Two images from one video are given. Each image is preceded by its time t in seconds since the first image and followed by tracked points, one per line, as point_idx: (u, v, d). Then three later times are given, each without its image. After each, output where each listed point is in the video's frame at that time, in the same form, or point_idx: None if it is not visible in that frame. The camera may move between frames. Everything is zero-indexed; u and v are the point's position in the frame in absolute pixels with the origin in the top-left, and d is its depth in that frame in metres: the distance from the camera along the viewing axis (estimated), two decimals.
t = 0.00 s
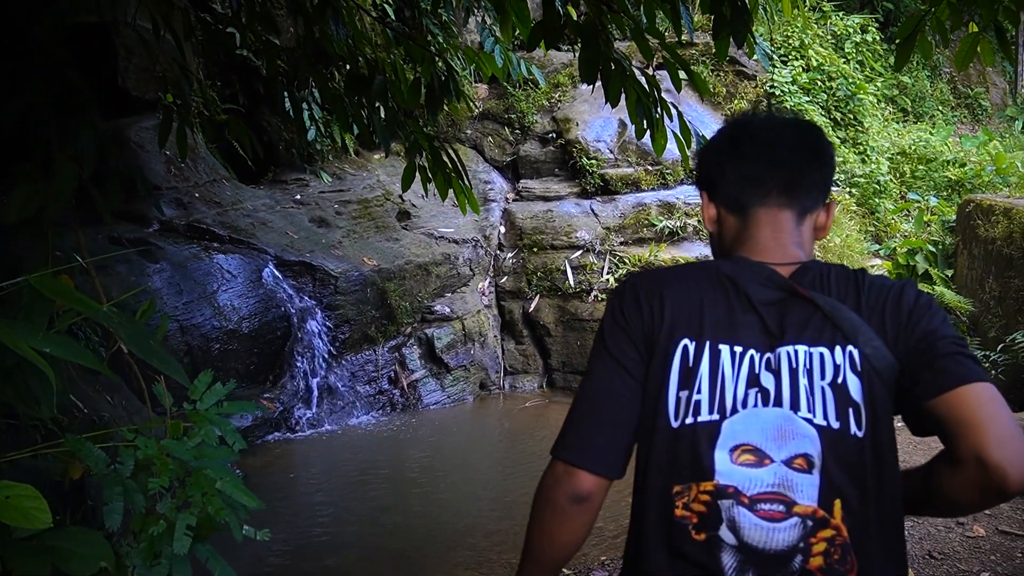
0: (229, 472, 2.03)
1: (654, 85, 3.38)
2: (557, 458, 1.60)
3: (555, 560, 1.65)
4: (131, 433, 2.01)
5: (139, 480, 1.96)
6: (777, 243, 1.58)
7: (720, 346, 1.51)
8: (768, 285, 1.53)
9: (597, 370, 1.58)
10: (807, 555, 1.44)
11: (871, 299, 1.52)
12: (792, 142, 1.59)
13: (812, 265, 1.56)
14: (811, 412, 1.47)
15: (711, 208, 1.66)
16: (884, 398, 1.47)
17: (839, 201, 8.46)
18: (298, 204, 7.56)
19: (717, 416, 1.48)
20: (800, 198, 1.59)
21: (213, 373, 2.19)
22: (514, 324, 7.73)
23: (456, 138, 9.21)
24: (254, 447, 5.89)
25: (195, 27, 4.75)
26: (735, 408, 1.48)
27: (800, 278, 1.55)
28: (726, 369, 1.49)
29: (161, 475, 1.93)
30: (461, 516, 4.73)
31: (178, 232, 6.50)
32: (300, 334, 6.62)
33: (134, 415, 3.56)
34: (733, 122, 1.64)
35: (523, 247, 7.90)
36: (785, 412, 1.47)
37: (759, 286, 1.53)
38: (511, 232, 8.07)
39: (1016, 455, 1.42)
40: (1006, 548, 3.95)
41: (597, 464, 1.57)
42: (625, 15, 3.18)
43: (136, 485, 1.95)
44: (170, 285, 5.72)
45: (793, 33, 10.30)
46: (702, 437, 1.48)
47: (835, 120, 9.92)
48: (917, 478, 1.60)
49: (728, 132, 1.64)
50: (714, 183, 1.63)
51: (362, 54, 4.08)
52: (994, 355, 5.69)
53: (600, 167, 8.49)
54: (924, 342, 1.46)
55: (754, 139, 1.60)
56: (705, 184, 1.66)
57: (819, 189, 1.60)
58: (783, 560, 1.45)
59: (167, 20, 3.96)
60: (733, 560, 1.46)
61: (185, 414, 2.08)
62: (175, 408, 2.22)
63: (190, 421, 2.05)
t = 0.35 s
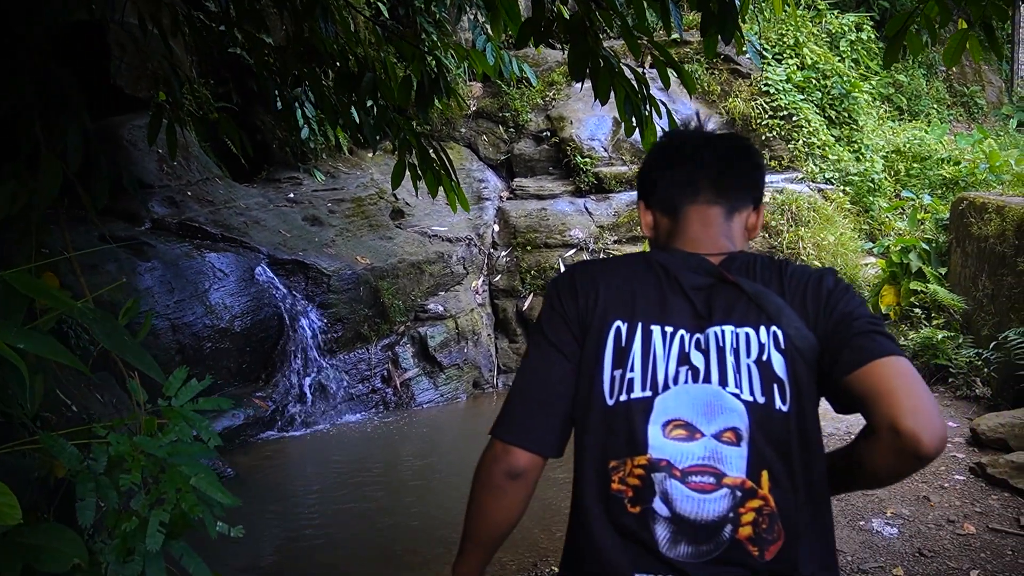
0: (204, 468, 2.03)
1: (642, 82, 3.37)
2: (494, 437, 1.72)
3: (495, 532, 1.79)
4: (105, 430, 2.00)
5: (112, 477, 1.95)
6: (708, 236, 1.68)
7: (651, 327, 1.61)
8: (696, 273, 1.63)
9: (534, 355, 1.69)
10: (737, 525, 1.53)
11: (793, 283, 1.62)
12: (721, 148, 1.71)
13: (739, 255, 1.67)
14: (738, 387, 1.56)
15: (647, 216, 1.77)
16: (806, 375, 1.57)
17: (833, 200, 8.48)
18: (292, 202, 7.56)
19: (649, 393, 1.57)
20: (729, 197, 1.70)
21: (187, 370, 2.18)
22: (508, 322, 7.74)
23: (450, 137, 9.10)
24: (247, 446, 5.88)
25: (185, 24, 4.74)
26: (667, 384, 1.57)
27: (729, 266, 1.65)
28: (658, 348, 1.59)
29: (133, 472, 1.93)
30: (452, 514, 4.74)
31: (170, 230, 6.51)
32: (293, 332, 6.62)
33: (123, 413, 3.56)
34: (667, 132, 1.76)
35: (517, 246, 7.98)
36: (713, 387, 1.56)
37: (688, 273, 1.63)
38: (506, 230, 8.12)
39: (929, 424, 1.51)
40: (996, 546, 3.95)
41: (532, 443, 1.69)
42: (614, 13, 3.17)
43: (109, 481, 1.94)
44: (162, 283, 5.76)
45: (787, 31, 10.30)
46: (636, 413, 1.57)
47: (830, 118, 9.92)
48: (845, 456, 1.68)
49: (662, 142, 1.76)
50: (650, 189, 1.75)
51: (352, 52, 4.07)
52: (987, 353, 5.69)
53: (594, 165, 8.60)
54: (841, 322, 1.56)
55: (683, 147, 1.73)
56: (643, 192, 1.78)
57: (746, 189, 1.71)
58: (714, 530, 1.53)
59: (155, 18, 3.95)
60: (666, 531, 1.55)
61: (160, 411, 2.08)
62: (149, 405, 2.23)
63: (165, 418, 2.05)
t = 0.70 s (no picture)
0: (208, 474, 2.02)
1: (645, 85, 3.33)
2: (466, 437, 1.78)
3: (472, 530, 1.83)
4: (108, 435, 1.99)
5: (117, 483, 1.93)
6: (673, 235, 1.78)
7: (616, 323, 1.66)
8: (659, 270, 1.70)
9: (504, 356, 1.74)
10: (707, 512, 1.56)
11: (753, 274, 1.68)
12: (685, 151, 1.82)
13: (702, 251, 1.74)
14: (702, 378, 1.60)
15: (617, 220, 1.88)
16: (767, 363, 1.61)
17: (835, 201, 8.46)
18: (293, 204, 7.56)
19: (616, 387, 1.62)
20: (695, 198, 1.80)
21: (192, 375, 2.17)
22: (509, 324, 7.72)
23: (452, 137, 9.21)
24: (247, 449, 5.87)
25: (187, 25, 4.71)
26: (632, 377, 1.61)
27: (692, 262, 1.72)
28: (623, 343, 1.64)
29: (137, 478, 1.92)
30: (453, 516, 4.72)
31: (170, 232, 6.50)
32: (293, 334, 6.65)
33: (123, 416, 3.56)
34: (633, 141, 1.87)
35: (518, 248, 7.97)
36: (678, 378, 1.60)
37: (651, 271, 1.70)
38: (507, 232, 8.12)
39: (880, 409, 1.56)
40: (999, 550, 3.93)
41: (502, 441, 1.75)
42: (617, 15, 3.12)
43: (113, 487, 1.92)
44: (163, 285, 5.76)
45: (789, 32, 10.30)
46: (604, 406, 1.61)
47: (833, 120, 9.91)
48: (805, 443, 1.73)
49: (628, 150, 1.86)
50: (619, 194, 1.85)
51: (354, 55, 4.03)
52: (989, 355, 5.67)
53: (596, 166, 8.62)
54: (798, 310, 1.62)
55: (649, 152, 1.83)
56: (612, 197, 1.88)
57: (713, 190, 1.81)
58: (686, 518, 1.56)
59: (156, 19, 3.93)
60: (639, 521, 1.57)
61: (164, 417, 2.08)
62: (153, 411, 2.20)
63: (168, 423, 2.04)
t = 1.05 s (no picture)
0: (224, 484, 2.03)
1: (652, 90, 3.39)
2: (478, 451, 1.77)
3: (489, 542, 1.83)
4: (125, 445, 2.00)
5: (134, 494, 1.95)
6: (681, 246, 1.75)
7: (626, 337, 1.65)
8: (668, 284, 1.69)
9: (514, 369, 1.73)
10: (714, 528, 1.57)
11: (765, 289, 1.68)
12: (695, 160, 1.78)
13: (711, 264, 1.73)
14: (712, 394, 1.60)
15: (625, 225, 1.84)
16: (779, 380, 1.62)
17: (837, 204, 8.48)
18: (296, 207, 7.59)
19: (625, 402, 1.62)
20: (703, 208, 1.77)
21: (208, 386, 2.18)
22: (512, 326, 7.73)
23: (455, 140, 9.24)
24: (251, 452, 5.88)
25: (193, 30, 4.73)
26: (642, 393, 1.61)
27: (701, 275, 1.71)
28: (633, 358, 1.63)
29: (156, 489, 1.94)
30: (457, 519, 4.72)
31: (174, 235, 6.51)
32: (297, 338, 6.71)
33: (129, 420, 3.57)
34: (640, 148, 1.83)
35: (521, 250, 7.98)
36: (688, 395, 1.60)
37: (660, 284, 1.69)
38: (509, 234, 8.13)
39: (891, 432, 1.58)
40: (1004, 554, 3.93)
41: (514, 456, 1.74)
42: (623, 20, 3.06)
43: (130, 497, 1.94)
44: (168, 288, 5.77)
45: (792, 35, 10.31)
46: (614, 421, 1.61)
47: (835, 122, 9.93)
48: (810, 457, 1.75)
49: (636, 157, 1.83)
50: (626, 199, 1.82)
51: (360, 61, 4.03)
52: (993, 359, 5.68)
53: (599, 169, 8.63)
54: (812, 328, 1.62)
55: (659, 160, 1.79)
56: (620, 204, 1.85)
57: (721, 200, 1.79)
58: (692, 534, 1.57)
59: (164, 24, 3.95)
60: (647, 536, 1.58)
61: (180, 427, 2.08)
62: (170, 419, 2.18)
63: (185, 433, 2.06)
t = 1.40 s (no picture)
0: (224, 476, 2.03)
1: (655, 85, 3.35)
2: (477, 455, 1.74)
3: (492, 544, 1.82)
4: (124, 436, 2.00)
5: (133, 486, 1.96)
6: (678, 231, 1.70)
7: (625, 334, 1.61)
8: (666, 277, 1.65)
9: (511, 369, 1.69)
10: (723, 526, 1.54)
11: (766, 276, 1.64)
12: (689, 134, 1.73)
13: (710, 251, 1.68)
14: (716, 391, 1.56)
15: (619, 202, 1.79)
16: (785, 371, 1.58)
17: (841, 202, 8.45)
18: (298, 205, 7.59)
19: (628, 400, 1.57)
20: (700, 187, 1.72)
21: (207, 377, 2.21)
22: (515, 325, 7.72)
23: (458, 138, 9.22)
24: (254, 450, 5.88)
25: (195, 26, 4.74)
26: (645, 391, 1.57)
27: (700, 264, 1.67)
28: (633, 355, 1.59)
29: (154, 480, 1.94)
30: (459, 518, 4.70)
31: (176, 232, 6.53)
32: (300, 336, 6.65)
33: (132, 417, 3.57)
34: (634, 121, 1.77)
35: (524, 249, 7.97)
36: (691, 392, 1.56)
37: (658, 278, 1.64)
38: (513, 233, 8.12)
39: (901, 426, 1.55)
40: (1011, 552, 3.90)
41: (515, 459, 1.72)
42: (627, 13, 3.02)
43: (129, 489, 1.94)
44: (170, 286, 5.79)
45: (795, 33, 10.29)
46: (617, 421, 1.57)
47: (839, 120, 9.90)
48: (817, 446, 1.71)
49: (629, 131, 1.77)
50: (620, 175, 1.76)
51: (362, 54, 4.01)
52: (998, 356, 5.65)
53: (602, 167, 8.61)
54: (817, 317, 1.58)
55: (653, 135, 1.74)
56: (613, 180, 1.79)
57: (718, 177, 1.73)
58: (700, 534, 1.54)
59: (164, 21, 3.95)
60: (655, 536, 1.55)
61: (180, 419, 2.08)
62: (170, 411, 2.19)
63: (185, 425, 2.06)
